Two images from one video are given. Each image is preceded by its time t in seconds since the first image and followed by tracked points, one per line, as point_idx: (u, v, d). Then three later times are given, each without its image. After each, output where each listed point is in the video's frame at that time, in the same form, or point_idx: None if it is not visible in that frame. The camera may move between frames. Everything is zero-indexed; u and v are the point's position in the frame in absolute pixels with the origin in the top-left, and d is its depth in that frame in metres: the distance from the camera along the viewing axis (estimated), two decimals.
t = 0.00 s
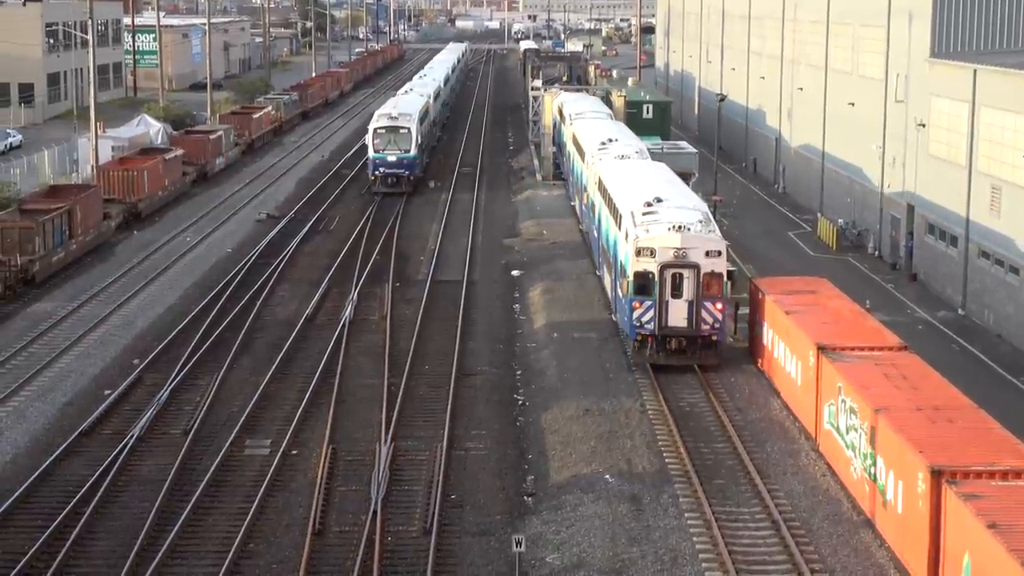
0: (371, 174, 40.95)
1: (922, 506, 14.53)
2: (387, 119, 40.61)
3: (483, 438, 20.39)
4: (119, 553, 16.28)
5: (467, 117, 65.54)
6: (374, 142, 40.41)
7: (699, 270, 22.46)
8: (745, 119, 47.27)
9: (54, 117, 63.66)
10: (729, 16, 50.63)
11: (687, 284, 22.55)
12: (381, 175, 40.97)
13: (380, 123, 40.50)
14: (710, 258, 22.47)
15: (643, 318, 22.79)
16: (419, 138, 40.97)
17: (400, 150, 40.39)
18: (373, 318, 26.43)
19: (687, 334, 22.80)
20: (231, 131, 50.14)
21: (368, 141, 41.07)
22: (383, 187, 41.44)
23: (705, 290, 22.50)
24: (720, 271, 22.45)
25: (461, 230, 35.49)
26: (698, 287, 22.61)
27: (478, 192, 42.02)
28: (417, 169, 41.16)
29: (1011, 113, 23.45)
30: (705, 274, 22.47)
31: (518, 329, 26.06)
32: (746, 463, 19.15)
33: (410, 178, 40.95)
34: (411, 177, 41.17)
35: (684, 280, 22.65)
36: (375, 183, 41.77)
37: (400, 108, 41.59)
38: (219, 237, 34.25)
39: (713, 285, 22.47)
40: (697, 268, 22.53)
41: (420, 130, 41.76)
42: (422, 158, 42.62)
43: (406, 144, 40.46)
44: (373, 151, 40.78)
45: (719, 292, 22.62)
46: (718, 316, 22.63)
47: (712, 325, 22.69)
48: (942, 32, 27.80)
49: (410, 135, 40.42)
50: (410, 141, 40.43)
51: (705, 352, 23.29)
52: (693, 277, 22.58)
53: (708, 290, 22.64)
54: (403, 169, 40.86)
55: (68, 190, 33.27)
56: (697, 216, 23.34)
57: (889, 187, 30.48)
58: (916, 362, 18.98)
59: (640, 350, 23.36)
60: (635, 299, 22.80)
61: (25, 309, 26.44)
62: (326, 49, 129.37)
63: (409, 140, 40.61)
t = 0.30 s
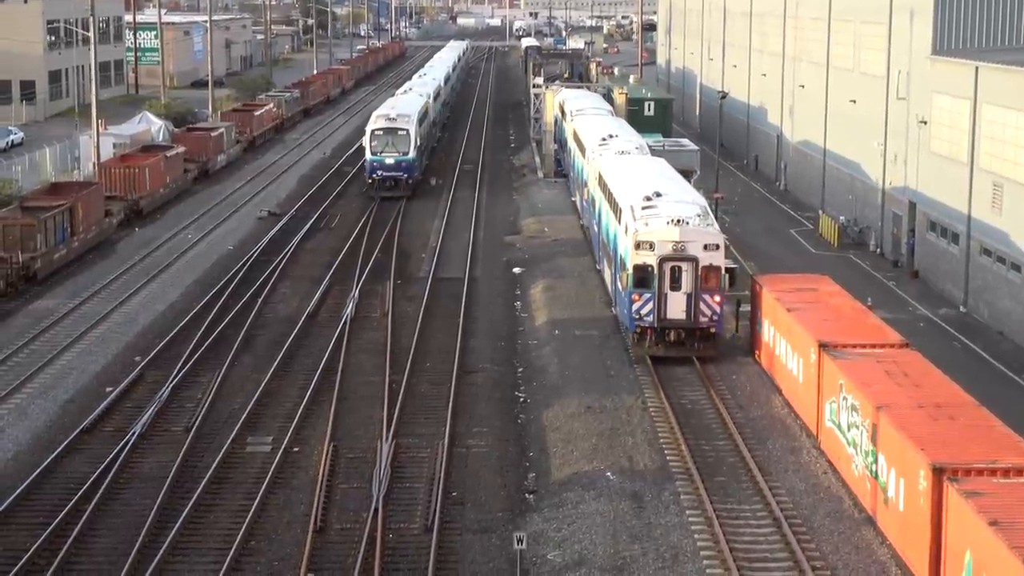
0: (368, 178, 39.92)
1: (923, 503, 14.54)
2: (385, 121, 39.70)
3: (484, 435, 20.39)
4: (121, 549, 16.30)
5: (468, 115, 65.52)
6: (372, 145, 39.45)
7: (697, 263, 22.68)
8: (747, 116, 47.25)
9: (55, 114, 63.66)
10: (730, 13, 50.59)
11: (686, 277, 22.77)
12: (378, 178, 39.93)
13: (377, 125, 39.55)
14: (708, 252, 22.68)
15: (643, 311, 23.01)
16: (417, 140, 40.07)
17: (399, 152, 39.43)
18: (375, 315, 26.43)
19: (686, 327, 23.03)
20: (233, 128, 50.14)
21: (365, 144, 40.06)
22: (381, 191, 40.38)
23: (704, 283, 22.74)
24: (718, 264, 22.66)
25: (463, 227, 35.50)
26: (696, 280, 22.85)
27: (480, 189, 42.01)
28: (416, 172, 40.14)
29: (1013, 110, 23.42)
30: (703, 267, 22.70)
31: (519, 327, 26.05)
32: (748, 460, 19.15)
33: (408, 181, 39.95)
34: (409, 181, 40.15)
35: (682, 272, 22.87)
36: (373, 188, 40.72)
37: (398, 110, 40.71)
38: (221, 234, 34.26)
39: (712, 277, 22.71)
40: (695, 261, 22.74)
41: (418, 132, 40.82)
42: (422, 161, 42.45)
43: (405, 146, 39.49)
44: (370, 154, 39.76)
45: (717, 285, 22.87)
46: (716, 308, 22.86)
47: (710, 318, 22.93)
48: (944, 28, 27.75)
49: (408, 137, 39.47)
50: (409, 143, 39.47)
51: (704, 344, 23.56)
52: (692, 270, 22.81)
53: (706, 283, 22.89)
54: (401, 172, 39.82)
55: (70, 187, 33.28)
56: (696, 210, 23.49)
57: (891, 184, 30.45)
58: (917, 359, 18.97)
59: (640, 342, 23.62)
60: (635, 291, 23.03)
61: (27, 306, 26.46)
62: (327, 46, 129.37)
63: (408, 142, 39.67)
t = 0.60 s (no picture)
0: (365, 182, 38.80)
1: (925, 501, 14.53)
2: (383, 122, 38.63)
3: (485, 432, 20.38)
4: (123, 547, 16.31)
5: (470, 112, 65.56)
6: (369, 148, 38.39)
7: (696, 256, 22.90)
8: (748, 113, 47.23)
9: (57, 112, 63.67)
10: (732, 11, 50.60)
11: (684, 270, 23.00)
12: (376, 182, 38.83)
13: (374, 127, 38.47)
14: (707, 246, 22.90)
15: (643, 304, 23.24)
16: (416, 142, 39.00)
17: (397, 155, 38.34)
18: (376, 313, 26.43)
19: (684, 319, 23.24)
20: (235, 126, 50.16)
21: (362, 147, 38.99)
22: (379, 196, 39.25)
23: (702, 276, 22.94)
24: (716, 258, 22.87)
25: (464, 225, 35.51)
26: (695, 273, 23.07)
27: (481, 186, 42.04)
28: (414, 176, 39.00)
29: (1015, 108, 23.41)
30: (702, 261, 22.92)
31: (520, 325, 26.05)
32: (749, 458, 19.15)
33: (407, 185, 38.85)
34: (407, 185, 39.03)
35: (681, 266, 23.09)
36: (371, 192, 39.62)
37: (396, 112, 39.65)
38: (222, 232, 34.27)
39: (710, 271, 22.91)
40: (694, 255, 22.96)
41: (416, 136, 39.74)
42: (422, 163, 42.13)
43: (403, 149, 38.42)
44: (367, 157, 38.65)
45: (715, 278, 23.05)
46: (715, 301, 23.09)
47: (708, 310, 23.14)
48: (946, 26, 27.73)
49: (407, 140, 38.41)
50: (408, 146, 38.38)
51: (703, 337, 23.73)
52: (690, 263, 23.03)
53: (704, 276, 23.09)
54: (399, 175, 38.67)
55: (71, 184, 33.29)
56: (695, 204, 23.70)
57: (892, 181, 30.45)
58: (919, 357, 18.97)
59: (640, 336, 23.82)
60: (634, 284, 23.24)
61: (29, 304, 26.46)
62: (329, 44, 129.51)
63: (406, 145, 38.60)
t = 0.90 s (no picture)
0: (361, 187, 37.72)
1: (927, 500, 14.53)
2: (381, 125, 37.49)
3: (488, 431, 20.39)
4: (124, 545, 16.32)
5: (472, 110, 65.57)
6: (366, 151, 37.32)
7: (695, 250, 23.12)
8: (750, 112, 47.23)
9: (58, 110, 63.65)
10: (734, 10, 50.59)
11: (684, 264, 23.22)
12: (373, 186, 37.75)
13: (371, 130, 37.37)
14: (706, 240, 23.10)
15: (642, 297, 23.42)
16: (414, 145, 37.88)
17: (394, 159, 37.23)
18: (378, 311, 26.43)
19: (684, 313, 23.49)
20: (237, 123, 50.16)
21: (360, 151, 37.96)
22: (377, 200, 38.14)
23: (701, 270, 23.18)
24: (715, 252, 23.08)
25: (466, 223, 35.51)
26: (694, 268, 23.28)
27: (483, 185, 42.04)
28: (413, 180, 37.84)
29: (1017, 106, 23.39)
30: (700, 255, 23.14)
31: (522, 322, 26.06)
32: (751, 456, 19.15)
33: (405, 189, 37.75)
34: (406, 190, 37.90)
35: (680, 260, 23.29)
36: (369, 197, 38.57)
37: (394, 113, 38.53)
38: (224, 230, 34.28)
39: (709, 265, 23.15)
40: (693, 249, 23.17)
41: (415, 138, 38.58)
42: (422, 165, 41.75)
43: (400, 152, 37.28)
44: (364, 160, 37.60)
45: (714, 272, 23.27)
46: (714, 295, 23.27)
47: (707, 304, 23.34)
48: (947, 26, 27.80)
49: (405, 143, 37.28)
50: (405, 149, 37.24)
51: (702, 329, 24.19)
52: (689, 257, 23.26)
53: (704, 270, 23.31)
54: (396, 179, 37.55)
55: (73, 182, 33.30)
56: (694, 200, 23.92)
57: (894, 179, 30.44)
58: (921, 355, 18.97)
59: (638, 328, 24.26)
60: (634, 278, 23.43)
61: (31, 302, 26.47)
62: (330, 42, 129.46)
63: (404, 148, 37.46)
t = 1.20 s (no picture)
0: (358, 192, 36.51)
1: (929, 498, 14.51)
2: (377, 128, 36.29)
3: (490, 429, 20.37)
4: (126, 543, 16.32)
5: (474, 109, 65.56)
6: (363, 155, 36.11)
7: (694, 245, 23.50)
8: (752, 110, 47.24)
9: (61, 108, 63.65)
10: (736, 8, 50.58)
11: (682, 259, 23.60)
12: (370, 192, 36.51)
13: (368, 134, 36.16)
14: (705, 235, 23.47)
15: (642, 291, 23.77)
16: (412, 149, 36.68)
17: (392, 163, 36.03)
18: (380, 310, 26.42)
19: (684, 307, 23.84)
20: (239, 122, 50.15)
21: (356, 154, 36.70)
22: (374, 206, 36.92)
23: (700, 265, 23.56)
24: (714, 247, 23.45)
25: (468, 222, 35.50)
26: (693, 262, 23.65)
27: (485, 183, 42.05)
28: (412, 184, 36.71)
29: (1019, 105, 23.37)
30: (699, 249, 23.51)
31: (524, 321, 26.04)
32: (753, 455, 19.14)
33: (403, 194, 36.56)
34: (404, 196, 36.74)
35: (679, 254, 23.67)
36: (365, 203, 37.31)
37: (391, 116, 37.33)
38: (226, 229, 34.28)
39: (708, 260, 23.52)
40: (692, 244, 23.54)
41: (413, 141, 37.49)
42: (421, 168, 41.10)
43: (399, 156, 36.11)
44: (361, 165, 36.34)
45: (713, 266, 23.65)
46: (712, 289, 23.68)
47: (706, 298, 23.72)
48: (950, 23, 27.67)
49: (402, 146, 36.08)
50: (404, 153, 36.01)
51: (701, 323, 24.39)
52: (688, 252, 23.62)
53: (702, 265, 23.68)
54: (394, 184, 36.38)
55: (75, 181, 33.30)
56: (694, 195, 24.27)
57: (896, 178, 30.43)
58: (923, 354, 18.96)
59: (638, 321, 24.46)
60: (634, 272, 23.77)
61: (33, 300, 26.46)
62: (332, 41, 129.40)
63: (402, 151, 36.25)
